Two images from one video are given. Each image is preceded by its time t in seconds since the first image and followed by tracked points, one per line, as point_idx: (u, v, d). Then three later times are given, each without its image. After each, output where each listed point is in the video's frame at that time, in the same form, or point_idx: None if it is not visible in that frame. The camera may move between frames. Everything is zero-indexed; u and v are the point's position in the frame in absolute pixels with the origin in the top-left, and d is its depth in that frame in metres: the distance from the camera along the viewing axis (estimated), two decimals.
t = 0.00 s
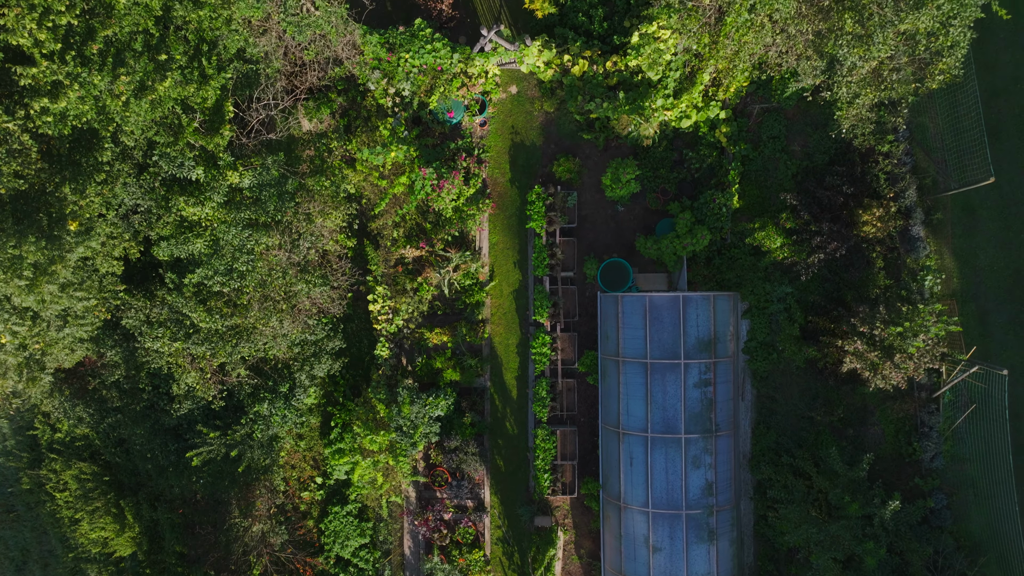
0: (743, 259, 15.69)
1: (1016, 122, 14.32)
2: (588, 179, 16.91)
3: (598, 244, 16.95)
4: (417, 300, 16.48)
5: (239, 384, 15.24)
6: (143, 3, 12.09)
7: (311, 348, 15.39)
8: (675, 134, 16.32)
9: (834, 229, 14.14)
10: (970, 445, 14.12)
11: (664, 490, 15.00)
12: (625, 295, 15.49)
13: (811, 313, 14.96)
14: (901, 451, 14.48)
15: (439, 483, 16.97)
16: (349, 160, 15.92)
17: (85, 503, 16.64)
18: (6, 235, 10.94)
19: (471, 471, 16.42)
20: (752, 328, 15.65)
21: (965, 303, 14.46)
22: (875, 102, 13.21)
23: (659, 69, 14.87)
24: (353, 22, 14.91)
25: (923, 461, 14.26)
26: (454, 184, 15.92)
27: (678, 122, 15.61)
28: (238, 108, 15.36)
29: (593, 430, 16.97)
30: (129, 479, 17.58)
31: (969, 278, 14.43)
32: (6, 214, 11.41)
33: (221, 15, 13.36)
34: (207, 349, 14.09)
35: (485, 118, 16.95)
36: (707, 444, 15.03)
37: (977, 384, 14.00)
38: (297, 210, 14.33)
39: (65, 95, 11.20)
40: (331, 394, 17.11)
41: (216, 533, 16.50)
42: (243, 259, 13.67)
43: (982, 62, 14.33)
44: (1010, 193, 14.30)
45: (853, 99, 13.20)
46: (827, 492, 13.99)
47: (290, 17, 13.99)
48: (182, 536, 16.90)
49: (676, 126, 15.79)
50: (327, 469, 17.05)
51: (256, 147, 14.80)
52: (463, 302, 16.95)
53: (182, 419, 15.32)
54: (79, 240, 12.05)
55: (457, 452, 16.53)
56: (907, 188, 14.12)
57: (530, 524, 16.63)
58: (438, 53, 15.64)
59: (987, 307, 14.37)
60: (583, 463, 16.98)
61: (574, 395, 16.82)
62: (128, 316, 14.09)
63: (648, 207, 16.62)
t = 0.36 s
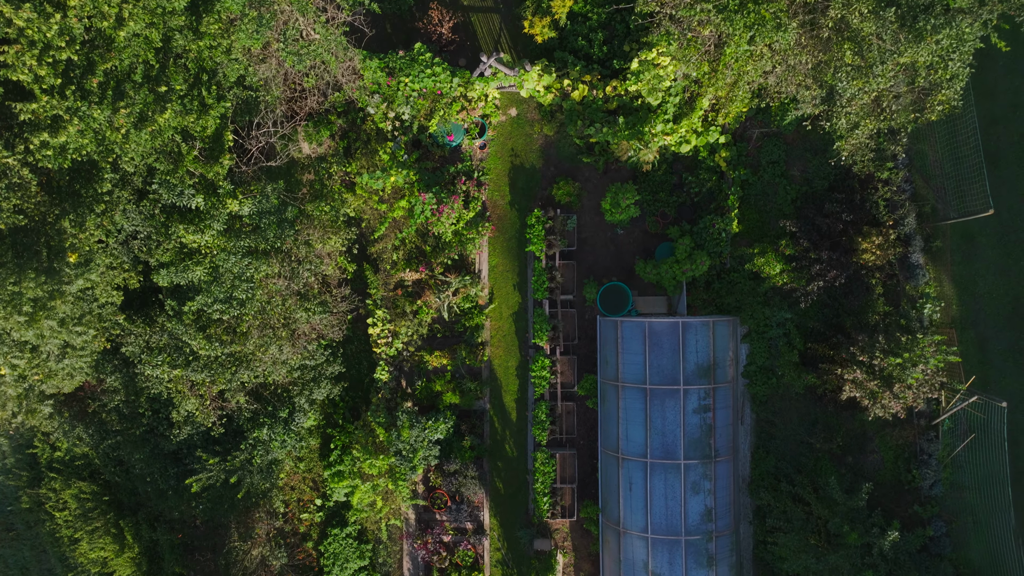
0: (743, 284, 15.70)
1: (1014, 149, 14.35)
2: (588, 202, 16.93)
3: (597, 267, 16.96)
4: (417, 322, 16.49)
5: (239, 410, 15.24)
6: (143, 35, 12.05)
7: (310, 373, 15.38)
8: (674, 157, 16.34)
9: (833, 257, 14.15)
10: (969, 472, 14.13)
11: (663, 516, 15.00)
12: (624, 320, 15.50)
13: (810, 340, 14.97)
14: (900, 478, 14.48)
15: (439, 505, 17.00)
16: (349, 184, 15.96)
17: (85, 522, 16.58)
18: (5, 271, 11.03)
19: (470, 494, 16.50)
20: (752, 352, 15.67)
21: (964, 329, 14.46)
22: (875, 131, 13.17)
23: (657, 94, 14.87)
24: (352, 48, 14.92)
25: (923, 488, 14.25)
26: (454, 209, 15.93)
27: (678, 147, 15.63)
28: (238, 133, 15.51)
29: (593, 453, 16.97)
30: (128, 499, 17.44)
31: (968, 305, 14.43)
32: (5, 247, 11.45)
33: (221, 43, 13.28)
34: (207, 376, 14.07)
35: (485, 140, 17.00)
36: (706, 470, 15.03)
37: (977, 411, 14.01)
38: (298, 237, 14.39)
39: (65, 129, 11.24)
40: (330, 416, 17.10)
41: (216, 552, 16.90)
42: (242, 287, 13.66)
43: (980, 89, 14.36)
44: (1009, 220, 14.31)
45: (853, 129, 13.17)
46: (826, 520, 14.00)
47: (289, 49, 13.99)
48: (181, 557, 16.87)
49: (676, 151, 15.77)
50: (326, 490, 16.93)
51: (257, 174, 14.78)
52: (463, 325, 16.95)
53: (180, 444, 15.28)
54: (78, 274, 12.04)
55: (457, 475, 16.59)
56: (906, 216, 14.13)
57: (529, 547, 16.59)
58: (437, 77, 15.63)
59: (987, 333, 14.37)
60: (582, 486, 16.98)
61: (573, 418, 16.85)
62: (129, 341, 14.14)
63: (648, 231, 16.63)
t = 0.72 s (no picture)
0: (741, 308, 15.72)
1: (1012, 177, 14.39)
2: (587, 225, 16.94)
3: (596, 290, 16.96)
4: (416, 346, 16.47)
5: (238, 435, 15.26)
6: (143, 68, 12.04)
7: (309, 399, 15.38)
8: (673, 181, 16.36)
9: (832, 286, 14.14)
10: (968, 500, 14.14)
11: (663, 541, 15.02)
12: (624, 345, 15.51)
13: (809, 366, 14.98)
14: (899, 505, 14.49)
15: (438, 528, 17.06)
16: (348, 209, 15.96)
17: (84, 542, 16.38)
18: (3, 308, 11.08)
19: (469, 518, 16.47)
20: (751, 377, 15.68)
21: (963, 356, 14.48)
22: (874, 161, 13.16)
23: (656, 121, 14.80)
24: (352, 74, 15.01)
25: (922, 515, 14.25)
26: (453, 234, 15.94)
27: (677, 172, 15.57)
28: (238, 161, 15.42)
29: (592, 475, 16.98)
30: (128, 519, 17.10)
31: (967, 332, 14.44)
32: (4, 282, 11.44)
33: (221, 73, 13.29)
34: (207, 404, 14.06)
35: (484, 164, 17.01)
36: (705, 495, 15.04)
37: (976, 439, 14.02)
38: (298, 264, 14.46)
39: (65, 165, 11.24)
40: (330, 438, 17.09)
41: None
42: (241, 316, 13.68)
43: (978, 117, 14.40)
44: (1008, 247, 14.32)
45: (851, 159, 13.09)
46: (826, 547, 14.00)
47: (289, 79, 13.92)
48: None
49: (676, 175, 15.71)
50: (325, 512, 16.94)
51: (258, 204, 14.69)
52: (462, 348, 16.95)
53: (179, 470, 15.25)
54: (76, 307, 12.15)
55: (457, 499, 16.60)
56: (905, 243, 14.14)
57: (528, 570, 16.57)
58: (436, 101, 15.55)
59: (986, 360, 14.38)
60: (581, 509, 16.99)
61: (573, 441, 16.87)
62: (128, 368, 14.16)
63: (647, 254, 16.64)
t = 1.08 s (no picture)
0: (741, 333, 15.73)
1: (1011, 204, 14.41)
2: (587, 248, 16.95)
3: (596, 313, 16.98)
4: (416, 369, 16.47)
5: (238, 461, 15.27)
6: (142, 101, 12.03)
7: (309, 425, 15.41)
8: (672, 205, 16.39)
9: (832, 314, 14.11)
10: (968, 527, 14.12)
11: (662, 566, 15.03)
12: (623, 370, 15.51)
13: (809, 392, 14.98)
14: (899, 531, 14.47)
15: (438, 550, 17.01)
16: (348, 233, 15.94)
17: (84, 564, 15.85)
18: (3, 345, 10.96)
19: (469, 542, 16.41)
20: (750, 401, 15.70)
21: (962, 383, 14.48)
22: (873, 192, 13.12)
23: (655, 146, 14.80)
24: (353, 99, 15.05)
25: (922, 542, 14.22)
26: (452, 259, 15.95)
27: (677, 198, 15.55)
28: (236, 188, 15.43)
29: (592, 498, 17.01)
30: (128, 539, 16.58)
31: (966, 359, 14.44)
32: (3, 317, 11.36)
33: (221, 103, 13.32)
34: (207, 432, 14.07)
35: (484, 187, 17.03)
36: (705, 521, 15.04)
37: (975, 467, 14.02)
38: (296, 292, 14.43)
39: (65, 200, 11.24)
40: (329, 460, 17.00)
41: None
42: (240, 345, 13.70)
43: (976, 144, 14.43)
44: (1007, 274, 14.34)
45: (850, 189, 13.05)
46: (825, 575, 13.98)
47: (289, 108, 13.94)
48: None
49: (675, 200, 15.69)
50: (325, 534, 16.74)
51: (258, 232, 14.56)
52: (461, 371, 16.95)
53: (178, 495, 15.19)
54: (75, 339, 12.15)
55: (456, 522, 16.53)
56: (904, 270, 14.16)
57: None
58: (435, 126, 15.55)
59: (985, 388, 14.38)
60: (581, 532, 16.99)
61: (572, 464, 16.88)
62: (128, 394, 14.19)
63: (647, 277, 16.65)
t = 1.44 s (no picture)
0: (740, 357, 15.76)
1: (1010, 231, 14.45)
2: (586, 271, 16.96)
3: (595, 335, 16.97)
4: (415, 392, 16.46)
5: (237, 487, 15.25)
6: (141, 133, 12.04)
7: (308, 450, 15.48)
8: (672, 229, 16.40)
9: (831, 341, 14.12)
10: (968, 554, 14.12)
11: None
12: (622, 395, 15.53)
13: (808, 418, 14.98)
14: (898, 557, 14.47)
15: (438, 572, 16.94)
16: (347, 258, 15.92)
17: None
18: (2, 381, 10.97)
19: (468, 566, 16.28)
20: (750, 425, 15.71)
21: (962, 410, 14.49)
22: (872, 222, 13.07)
23: (655, 171, 14.77)
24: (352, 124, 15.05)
25: (921, 569, 14.23)
26: (452, 283, 15.95)
27: (677, 222, 15.51)
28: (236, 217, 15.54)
29: (591, 520, 17.02)
30: (127, 559, 16.51)
31: (966, 386, 14.44)
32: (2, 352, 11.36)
33: (220, 132, 13.32)
34: (207, 459, 14.07)
35: (483, 210, 17.03)
36: (704, 546, 15.05)
37: (975, 495, 14.01)
38: (294, 320, 14.47)
39: (64, 235, 11.23)
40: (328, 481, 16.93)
41: None
42: (239, 373, 13.69)
43: (975, 171, 14.48)
44: (1006, 301, 14.39)
45: (849, 220, 13.02)
46: None
47: (287, 141, 14.05)
48: None
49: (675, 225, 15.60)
50: (324, 556, 16.47)
51: (258, 258, 14.63)
52: (461, 394, 16.95)
53: (177, 521, 15.09)
54: (75, 371, 12.18)
55: (456, 545, 16.47)
56: (903, 297, 14.17)
57: None
58: (435, 151, 15.55)
59: (983, 414, 14.39)
60: (580, 554, 16.97)
61: (571, 487, 16.89)
62: (127, 422, 14.14)
63: (646, 300, 16.65)
